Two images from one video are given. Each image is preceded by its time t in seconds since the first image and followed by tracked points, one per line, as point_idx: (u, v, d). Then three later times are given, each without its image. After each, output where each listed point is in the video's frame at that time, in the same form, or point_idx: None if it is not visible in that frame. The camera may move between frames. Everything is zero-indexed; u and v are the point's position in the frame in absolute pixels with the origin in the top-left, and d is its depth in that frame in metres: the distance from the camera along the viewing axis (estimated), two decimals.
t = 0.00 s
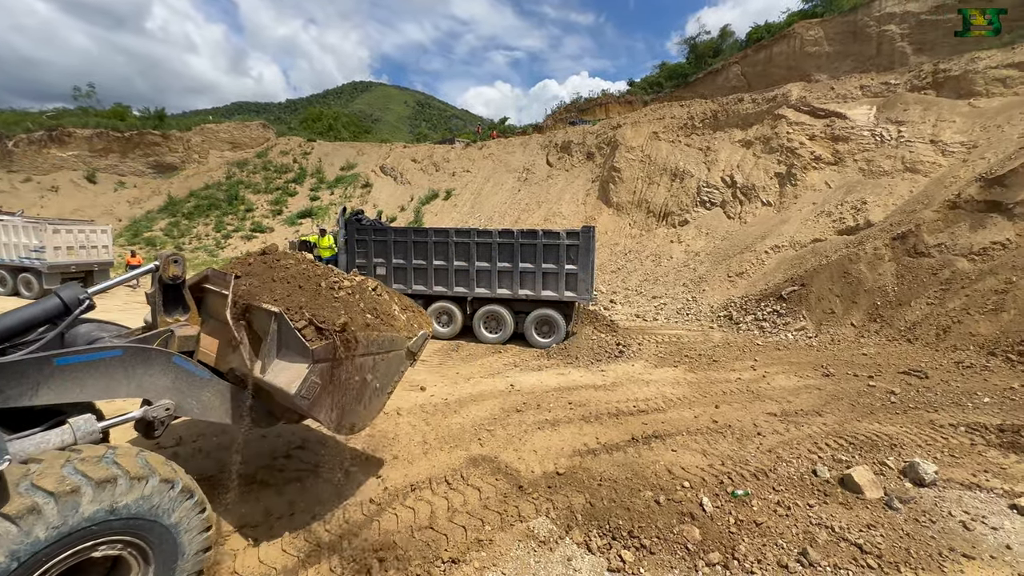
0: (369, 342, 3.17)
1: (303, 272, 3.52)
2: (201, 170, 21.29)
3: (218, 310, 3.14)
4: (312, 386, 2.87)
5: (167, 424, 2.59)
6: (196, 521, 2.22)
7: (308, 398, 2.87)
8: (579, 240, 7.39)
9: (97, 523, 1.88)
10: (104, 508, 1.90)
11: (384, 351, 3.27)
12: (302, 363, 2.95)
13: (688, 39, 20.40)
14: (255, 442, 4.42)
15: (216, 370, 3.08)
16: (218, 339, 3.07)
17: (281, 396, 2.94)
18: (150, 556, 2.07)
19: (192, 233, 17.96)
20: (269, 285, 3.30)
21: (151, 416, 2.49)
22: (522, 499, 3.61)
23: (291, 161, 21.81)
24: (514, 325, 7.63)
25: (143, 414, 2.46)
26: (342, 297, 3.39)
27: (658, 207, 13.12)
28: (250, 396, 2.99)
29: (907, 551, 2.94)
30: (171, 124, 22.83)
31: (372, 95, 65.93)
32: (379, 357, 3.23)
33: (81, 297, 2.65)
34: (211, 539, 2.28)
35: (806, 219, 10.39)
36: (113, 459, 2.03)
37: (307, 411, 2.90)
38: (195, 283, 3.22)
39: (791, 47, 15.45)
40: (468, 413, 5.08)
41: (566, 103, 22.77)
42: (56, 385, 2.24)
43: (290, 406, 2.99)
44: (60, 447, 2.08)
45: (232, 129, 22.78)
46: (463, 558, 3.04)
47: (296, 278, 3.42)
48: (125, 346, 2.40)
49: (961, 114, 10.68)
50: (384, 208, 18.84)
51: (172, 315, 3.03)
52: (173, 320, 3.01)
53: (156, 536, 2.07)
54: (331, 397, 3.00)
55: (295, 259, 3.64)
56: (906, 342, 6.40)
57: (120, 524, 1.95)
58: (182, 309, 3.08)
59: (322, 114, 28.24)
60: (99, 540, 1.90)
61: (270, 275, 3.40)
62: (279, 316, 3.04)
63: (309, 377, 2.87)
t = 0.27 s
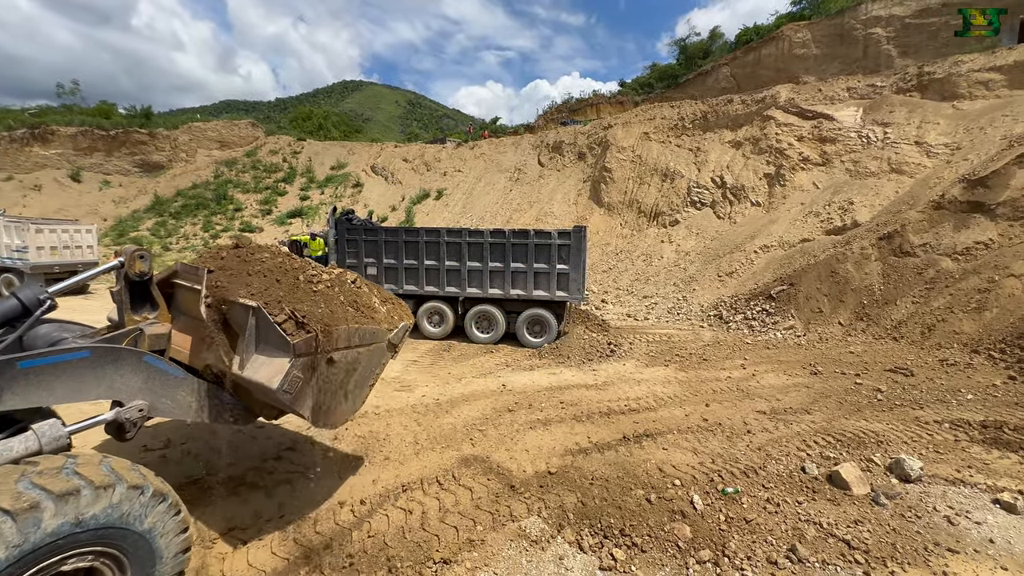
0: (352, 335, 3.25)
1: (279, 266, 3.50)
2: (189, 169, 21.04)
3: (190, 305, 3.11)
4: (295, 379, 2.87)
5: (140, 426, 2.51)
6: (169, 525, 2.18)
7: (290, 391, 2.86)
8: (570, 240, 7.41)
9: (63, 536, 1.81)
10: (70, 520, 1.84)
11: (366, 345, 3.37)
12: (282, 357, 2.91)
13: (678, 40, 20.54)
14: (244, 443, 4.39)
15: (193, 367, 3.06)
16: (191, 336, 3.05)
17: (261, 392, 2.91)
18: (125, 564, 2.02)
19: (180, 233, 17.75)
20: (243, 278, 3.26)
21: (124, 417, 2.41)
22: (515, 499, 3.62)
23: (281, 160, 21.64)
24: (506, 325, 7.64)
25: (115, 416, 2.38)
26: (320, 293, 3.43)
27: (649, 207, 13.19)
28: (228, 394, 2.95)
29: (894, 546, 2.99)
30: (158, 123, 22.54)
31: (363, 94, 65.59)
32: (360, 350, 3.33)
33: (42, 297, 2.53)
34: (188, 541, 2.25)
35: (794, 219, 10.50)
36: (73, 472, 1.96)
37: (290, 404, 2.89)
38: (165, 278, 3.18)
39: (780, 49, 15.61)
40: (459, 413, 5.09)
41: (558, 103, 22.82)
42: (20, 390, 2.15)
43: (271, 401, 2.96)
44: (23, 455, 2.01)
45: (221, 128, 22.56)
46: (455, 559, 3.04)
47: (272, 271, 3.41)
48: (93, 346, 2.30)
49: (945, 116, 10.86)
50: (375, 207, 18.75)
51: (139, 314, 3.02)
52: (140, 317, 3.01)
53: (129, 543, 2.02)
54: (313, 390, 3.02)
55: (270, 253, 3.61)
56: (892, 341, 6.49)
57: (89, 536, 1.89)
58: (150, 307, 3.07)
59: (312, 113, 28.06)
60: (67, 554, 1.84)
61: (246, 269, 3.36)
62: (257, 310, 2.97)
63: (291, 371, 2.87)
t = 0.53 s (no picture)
0: (341, 324, 3.23)
1: (264, 254, 3.49)
2: (177, 168, 20.83)
3: (174, 296, 3.16)
4: (284, 368, 2.90)
5: (127, 419, 2.50)
6: (155, 525, 2.17)
7: (280, 380, 2.90)
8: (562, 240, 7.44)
9: (45, 540, 1.79)
10: (52, 523, 1.82)
11: (356, 332, 3.34)
12: (270, 346, 2.93)
13: (669, 42, 20.66)
14: (234, 445, 4.37)
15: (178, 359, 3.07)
16: (175, 327, 3.12)
17: (250, 382, 2.93)
18: (108, 566, 2.01)
19: (168, 232, 17.57)
20: (228, 267, 3.27)
21: (108, 412, 2.38)
22: (508, 498, 3.63)
23: (271, 160, 21.48)
24: (498, 325, 7.66)
25: (99, 411, 2.36)
26: (308, 281, 3.39)
27: (641, 207, 13.26)
28: (215, 384, 2.96)
29: (882, 542, 3.04)
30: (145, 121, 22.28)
31: (354, 94, 65.25)
32: (350, 338, 3.29)
33: (14, 292, 2.40)
34: (173, 542, 2.24)
35: (784, 219, 10.61)
36: (54, 473, 1.94)
37: (279, 393, 2.93)
38: (146, 269, 3.23)
39: (769, 51, 15.75)
40: (452, 413, 5.09)
41: (550, 103, 22.85)
42: None
43: (261, 391, 2.99)
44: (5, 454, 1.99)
45: (210, 127, 22.35)
46: (448, 559, 3.05)
47: (258, 260, 3.39)
48: (71, 341, 2.26)
49: (931, 118, 11.02)
50: (366, 207, 18.68)
51: (120, 307, 2.96)
52: (120, 310, 2.95)
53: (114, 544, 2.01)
54: (303, 379, 3.05)
55: (255, 242, 3.61)
56: (879, 339, 6.58)
57: (72, 538, 1.87)
58: (131, 301, 3.03)
59: (303, 112, 27.89)
60: (50, 557, 1.82)
61: (231, 258, 3.36)
62: (242, 299, 2.96)
63: (280, 360, 2.89)
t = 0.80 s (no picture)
0: (341, 318, 3.26)
1: (266, 249, 3.45)
2: (166, 167, 20.63)
3: (175, 291, 3.05)
4: (286, 361, 2.88)
5: (128, 415, 2.52)
6: (156, 530, 2.14)
7: (281, 373, 2.87)
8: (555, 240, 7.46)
9: (50, 538, 1.78)
10: (58, 521, 1.81)
11: (355, 327, 3.38)
12: (272, 339, 2.89)
13: (661, 43, 20.77)
14: (225, 447, 4.34)
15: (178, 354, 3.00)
16: (177, 322, 3.00)
17: (251, 375, 2.90)
18: (108, 571, 1.98)
19: (157, 232, 17.40)
20: (229, 262, 3.23)
21: (109, 408, 2.40)
22: (502, 498, 3.65)
23: (262, 159, 21.34)
24: (492, 325, 7.66)
25: (100, 407, 2.37)
26: (309, 275, 3.38)
27: (633, 207, 13.32)
28: (215, 379, 2.93)
29: (871, 538, 3.08)
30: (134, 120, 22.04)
31: (346, 93, 64.96)
32: (350, 333, 3.33)
33: (10, 290, 2.41)
34: (172, 550, 2.21)
35: (775, 219, 10.70)
36: (63, 472, 1.94)
37: (281, 386, 2.90)
38: (145, 265, 3.12)
39: (760, 53, 15.88)
40: (445, 413, 5.09)
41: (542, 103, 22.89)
42: None
43: (263, 385, 2.97)
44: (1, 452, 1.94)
45: (199, 126, 22.16)
46: (442, 560, 3.05)
47: (259, 254, 3.35)
48: (71, 338, 2.24)
49: (919, 120, 11.17)
50: (358, 207, 18.61)
51: (117, 305, 2.90)
52: (118, 308, 2.89)
53: (116, 548, 1.99)
54: (305, 372, 3.04)
55: (256, 238, 3.57)
56: (868, 338, 6.67)
57: (75, 538, 1.85)
58: (129, 297, 2.96)
59: (295, 111, 27.72)
60: (53, 556, 1.80)
61: (232, 253, 3.32)
62: (244, 292, 2.94)
63: (281, 353, 2.86)
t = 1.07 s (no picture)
0: (352, 311, 3.26)
1: (277, 242, 3.52)
2: (157, 166, 20.46)
3: (188, 283, 3.06)
4: (297, 353, 2.89)
5: (144, 407, 2.54)
6: (175, 539, 2.18)
7: (292, 364, 2.88)
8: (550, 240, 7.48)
9: (86, 526, 1.85)
10: (96, 511, 1.89)
11: (366, 320, 3.38)
12: (283, 332, 2.91)
13: (654, 43, 20.85)
14: (219, 448, 4.33)
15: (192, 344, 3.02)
16: (189, 314, 3.02)
17: (262, 366, 2.92)
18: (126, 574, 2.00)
19: (148, 232, 17.26)
20: (242, 254, 3.28)
21: (125, 400, 2.43)
22: (496, 498, 3.65)
23: (254, 159, 21.22)
24: (486, 325, 7.67)
25: (116, 398, 2.40)
26: (320, 268, 3.40)
27: (627, 207, 13.37)
28: (230, 371, 2.96)
29: (862, 534, 3.12)
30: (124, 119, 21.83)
31: (340, 92, 64.69)
32: (360, 325, 3.32)
33: (25, 286, 2.52)
34: (183, 563, 2.21)
35: (767, 219, 10.78)
36: (108, 466, 2.05)
37: (293, 378, 2.90)
38: (159, 258, 3.12)
39: (753, 54, 15.99)
40: (440, 413, 5.10)
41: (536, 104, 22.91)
42: (20, 377, 2.15)
43: (275, 376, 2.99)
44: (17, 445, 1.99)
45: (191, 125, 21.99)
46: (437, 560, 3.06)
47: (269, 248, 3.41)
48: (85, 332, 2.30)
49: (908, 121, 11.29)
50: (352, 207, 18.56)
51: (128, 298, 2.88)
52: (129, 300, 2.87)
53: (137, 552, 2.03)
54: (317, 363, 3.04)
55: (267, 231, 3.65)
56: (859, 337, 6.73)
57: (105, 532, 1.91)
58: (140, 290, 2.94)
59: (288, 111, 27.59)
60: (82, 546, 1.85)
61: (244, 245, 3.39)
62: (256, 285, 2.93)
63: (293, 344, 2.88)
